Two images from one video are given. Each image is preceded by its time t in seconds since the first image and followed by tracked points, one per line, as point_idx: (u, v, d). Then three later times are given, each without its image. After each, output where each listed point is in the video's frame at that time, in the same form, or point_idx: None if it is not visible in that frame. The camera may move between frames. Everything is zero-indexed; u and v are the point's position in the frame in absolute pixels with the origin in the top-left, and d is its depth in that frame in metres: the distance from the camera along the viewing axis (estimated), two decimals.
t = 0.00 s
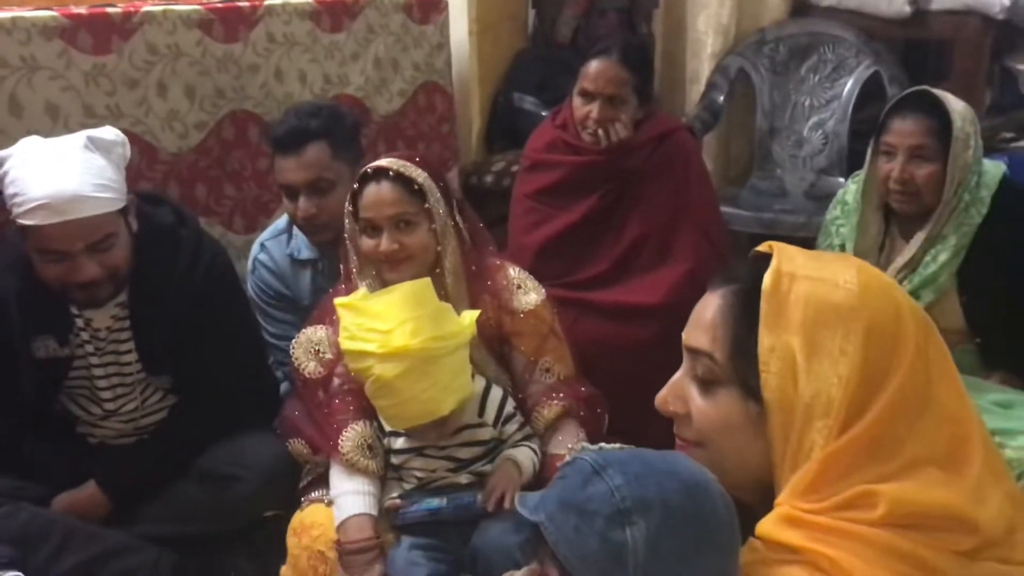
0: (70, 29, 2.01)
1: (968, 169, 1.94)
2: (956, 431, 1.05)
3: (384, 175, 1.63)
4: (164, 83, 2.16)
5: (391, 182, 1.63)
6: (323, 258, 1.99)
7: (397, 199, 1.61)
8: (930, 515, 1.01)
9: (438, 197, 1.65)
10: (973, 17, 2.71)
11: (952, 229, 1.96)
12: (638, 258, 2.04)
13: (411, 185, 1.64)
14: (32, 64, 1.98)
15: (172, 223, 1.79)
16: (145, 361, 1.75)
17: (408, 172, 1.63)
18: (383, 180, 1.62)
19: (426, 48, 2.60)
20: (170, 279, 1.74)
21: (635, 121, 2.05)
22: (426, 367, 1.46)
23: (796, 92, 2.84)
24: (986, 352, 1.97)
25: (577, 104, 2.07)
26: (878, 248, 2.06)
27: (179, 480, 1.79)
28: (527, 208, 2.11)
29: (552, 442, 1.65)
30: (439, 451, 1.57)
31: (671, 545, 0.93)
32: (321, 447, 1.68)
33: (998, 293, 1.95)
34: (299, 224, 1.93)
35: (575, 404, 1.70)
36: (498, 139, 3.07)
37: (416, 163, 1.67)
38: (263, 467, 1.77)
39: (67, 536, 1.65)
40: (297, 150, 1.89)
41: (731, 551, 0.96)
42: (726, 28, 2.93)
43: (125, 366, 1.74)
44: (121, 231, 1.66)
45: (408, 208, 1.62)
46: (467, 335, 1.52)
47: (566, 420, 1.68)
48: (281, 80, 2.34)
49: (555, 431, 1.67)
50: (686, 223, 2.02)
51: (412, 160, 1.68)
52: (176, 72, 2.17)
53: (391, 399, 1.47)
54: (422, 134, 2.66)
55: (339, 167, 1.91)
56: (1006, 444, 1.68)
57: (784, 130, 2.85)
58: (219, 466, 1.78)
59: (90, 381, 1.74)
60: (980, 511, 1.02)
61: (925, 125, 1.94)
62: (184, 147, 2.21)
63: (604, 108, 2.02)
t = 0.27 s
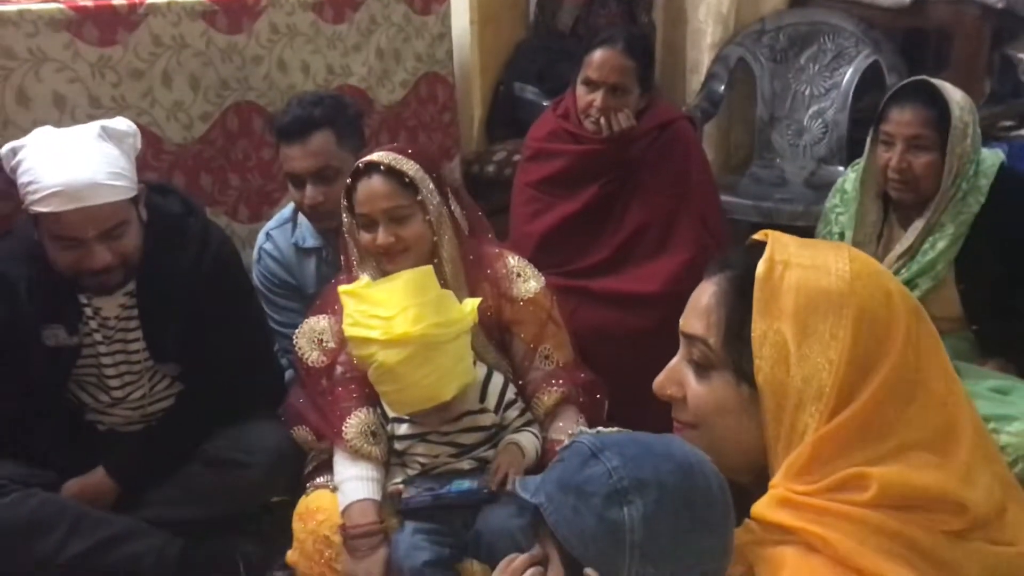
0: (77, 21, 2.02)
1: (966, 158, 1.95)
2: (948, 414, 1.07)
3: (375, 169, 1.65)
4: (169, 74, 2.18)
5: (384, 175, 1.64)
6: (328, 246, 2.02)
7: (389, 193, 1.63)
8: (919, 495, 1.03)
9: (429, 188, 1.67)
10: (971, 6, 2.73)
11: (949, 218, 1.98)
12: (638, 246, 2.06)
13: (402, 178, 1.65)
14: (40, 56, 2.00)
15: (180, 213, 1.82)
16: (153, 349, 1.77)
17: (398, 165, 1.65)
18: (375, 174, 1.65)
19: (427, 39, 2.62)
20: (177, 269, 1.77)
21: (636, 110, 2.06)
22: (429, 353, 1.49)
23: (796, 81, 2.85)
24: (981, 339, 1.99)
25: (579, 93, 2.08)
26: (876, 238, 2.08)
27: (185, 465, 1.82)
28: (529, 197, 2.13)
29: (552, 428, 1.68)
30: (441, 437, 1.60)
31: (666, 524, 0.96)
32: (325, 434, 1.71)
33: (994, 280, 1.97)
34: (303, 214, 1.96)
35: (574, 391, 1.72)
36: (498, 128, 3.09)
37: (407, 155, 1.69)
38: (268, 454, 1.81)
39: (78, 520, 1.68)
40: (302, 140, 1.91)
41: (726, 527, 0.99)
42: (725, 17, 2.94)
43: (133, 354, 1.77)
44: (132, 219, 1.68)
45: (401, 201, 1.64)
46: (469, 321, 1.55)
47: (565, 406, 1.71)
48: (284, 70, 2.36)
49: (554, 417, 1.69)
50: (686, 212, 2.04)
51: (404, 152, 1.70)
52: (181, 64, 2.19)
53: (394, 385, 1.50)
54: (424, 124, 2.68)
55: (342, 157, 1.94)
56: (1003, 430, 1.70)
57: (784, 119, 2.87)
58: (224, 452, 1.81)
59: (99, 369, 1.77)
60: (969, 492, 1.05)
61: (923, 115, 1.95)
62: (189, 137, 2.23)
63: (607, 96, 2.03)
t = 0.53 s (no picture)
0: (76, 20, 2.06)
1: (950, 149, 1.99)
2: (924, 394, 1.12)
3: (363, 168, 1.69)
4: (168, 72, 2.22)
5: (372, 174, 1.68)
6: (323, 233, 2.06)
7: (376, 191, 1.67)
8: (896, 471, 1.07)
9: (417, 183, 1.71)
10: None
11: (934, 206, 2.02)
12: (631, 237, 2.11)
13: (389, 176, 1.69)
14: (41, 56, 2.03)
15: (182, 209, 1.86)
16: (157, 342, 1.81)
17: (385, 163, 1.69)
18: (363, 173, 1.68)
19: (422, 33, 2.66)
20: (179, 263, 1.81)
21: (629, 104, 2.11)
22: (427, 342, 1.54)
23: (786, 73, 2.89)
24: (967, 325, 2.06)
25: (574, 87, 2.13)
26: (863, 226, 2.12)
27: (190, 455, 1.86)
28: (524, 189, 2.17)
29: (548, 415, 1.73)
30: (440, 424, 1.65)
31: (661, 505, 1.00)
32: (327, 423, 1.76)
33: (977, 266, 2.02)
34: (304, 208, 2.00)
35: (569, 378, 1.77)
36: (493, 121, 3.13)
37: (394, 153, 1.72)
38: (270, 442, 1.85)
39: (87, 509, 1.73)
40: (302, 135, 1.95)
41: (716, 506, 1.04)
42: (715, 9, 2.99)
43: (137, 347, 1.81)
44: (134, 214, 1.72)
45: (387, 199, 1.67)
46: (465, 311, 1.60)
47: (560, 393, 1.76)
48: (281, 67, 2.40)
49: (550, 404, 1.74)
50: (678, 204, 2.09)
51: (392, 150, 1.73)
52: (180, 61, 2.23)
53: (395, 372, 1.55)
54: (419, 118, 2.72)
55: (343, 151, 1.98)
56: (982, 413, 1.80)
57: (774, 110, 2.92)
58: (228, 441, 1.85)
59: (105, 362, 1.81)
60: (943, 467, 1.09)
61: (909, 107, 1.99)
62: (188, 134, 2.27)
63: (602, 90, 2.08)
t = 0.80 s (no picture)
0: (61, 22, 2.12)
1: (907, 139, 2.08)
2: (869, 362, 1.10)
3: (343, 163, 1.76)
4: (151, 72, 2.27)
5: (352, 168, 1.75)
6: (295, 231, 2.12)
7: (357, 184, 1.74)
8: (843, 438, 1.06)
9: (396, 177, 1.77)
10: None
11: (892, 194, 2.11)
12: (605, 229, 2.18)
13: (369, 170, 1.76)
14: (27, 57, 2.09)
15: (169, 205, 1.92)
16: (146, 334, 1.87)
17: (365, 158, 1.76)
18: (343, 167, 1.75)
19: (399, 32, 2.72)
20: (167, 258, 1.87)
21: (602, 99, 2.18)
22: (406, 330, 1.61)
23: (753, 68, 2.98)
24: (925, 308, 2.16)
25: (549, 83, 2.18)
26: (825, 215, 2.21)
27: (180, 443, 1.92)
28: (501, 182, 2.24)
29: (526, 398, 1.80)
30: (422, 408, 1.72)
31: (638, 476, 1.02)
32: (314, 411, 1.83)
33: (933, 251, 2.12)
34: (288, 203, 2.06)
35: (546, 362, 1.85)
36: (470, 117, 3.20)
37: (374, 148, 1.79)
38: (259, 429, 1.90)
39: (81, 497, 1.79)
40: (286, 132, 2.02)
41: (689, 474, 1.06)
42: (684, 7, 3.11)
43: (127, 340, 1.86)
44: (122, 211, 1.78)
45: (366, 192, 1.74)
46: (444, 299, 1.67)
47: (537, 377, 1.83)
48: (262, 66, 2.46)
49: (528, 387, 1.82)
50: (650, 195, 2.17)
51: (371, 145, 1.80)
52: (162, 62, 2.28)
53: (376, 359, 1.62)
54: (398, 114, 2.78)
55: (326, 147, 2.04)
56: (941, 391, 1.91)
57: (742, 104, 3.01)
58: (217, 429, 1.91)
59: (95, 354, 1.86)
60: (891, 432, 1.07)
61: (867, 100, 2.08)
62: (172, 132, 2.33)
63: (575, 86, 2.14)
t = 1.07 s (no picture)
0: (33, 23, 2.14)
1: (862, 134, 2.16)
2: (818, 333, 1.05)
3: (328, 154, 1.82)
4: (124, 73, 2.30)
5: (335, 159, 1.81)
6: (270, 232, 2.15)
7: (340, 174, 1.80)
8: (794, 408, 1.00)
9: (378, 170, 1.84)
10: None
11: (849, 187, 2.18)
12: (575, 223, 2.25)
13: (353, 161, 1.82)
14: None
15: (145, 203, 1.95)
16: (122, 330, 1.90)
17: (349, 150, 1.82)
18: (328, 158, 1.81)
19: (368, 32, 2.77)
20: (143, 255, 1.90)
21: (574, 97, 2.23)
22: (378, 321, 1.66)
23: (716, 65, 3.06)
24: (880, 296, 2.24)
25: (523, 81, 2.24)
26: (785, 208, 2.28)
27: (158, 437, 1.96)
28: (474, 177, 2.30)
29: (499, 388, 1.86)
30: (396, 399, 1.76)
31: (603, 459, 0.97)
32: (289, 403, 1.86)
33: (888, 241, 2.20)
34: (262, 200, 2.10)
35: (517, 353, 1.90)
36: (439, 115, 3.25)
37: (357, 142, 1.85)
38: (234, 423, 1.94)
39: (60, 491, 1.82)
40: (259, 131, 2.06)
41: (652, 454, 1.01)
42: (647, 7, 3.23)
43: (104, 336, 1.89)
44: (98, 210, 1.81)
45: (350, 181, 1.80)
46: (415, 291, 1.71)
47: (508, 367, 1.89)
48: (233, 66, 2.49)
49: (500, 377, 1.87)
50: (617, 191, 2.25)
51: (355, 140, 1.87)
52: (134, 62, 2.31)
53: (350, 350, 1.67)
54: (368, 113, 2.83)
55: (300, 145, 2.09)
56: (895, 373, 1.99)
57: (705, 102, 3.09)
58: (194, 422, 1.95)
59: (73, 351, 1.89)
60: (841, 401, 1.03)
61: (823, 96, 2.16)
62: (145, 132, 2.36)
63: (550, 84, 2.19)
